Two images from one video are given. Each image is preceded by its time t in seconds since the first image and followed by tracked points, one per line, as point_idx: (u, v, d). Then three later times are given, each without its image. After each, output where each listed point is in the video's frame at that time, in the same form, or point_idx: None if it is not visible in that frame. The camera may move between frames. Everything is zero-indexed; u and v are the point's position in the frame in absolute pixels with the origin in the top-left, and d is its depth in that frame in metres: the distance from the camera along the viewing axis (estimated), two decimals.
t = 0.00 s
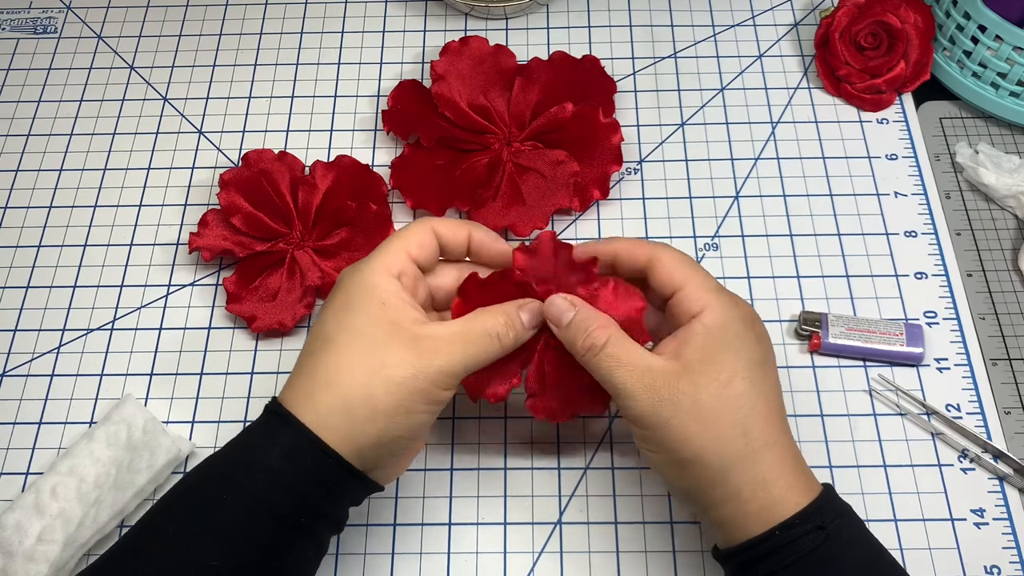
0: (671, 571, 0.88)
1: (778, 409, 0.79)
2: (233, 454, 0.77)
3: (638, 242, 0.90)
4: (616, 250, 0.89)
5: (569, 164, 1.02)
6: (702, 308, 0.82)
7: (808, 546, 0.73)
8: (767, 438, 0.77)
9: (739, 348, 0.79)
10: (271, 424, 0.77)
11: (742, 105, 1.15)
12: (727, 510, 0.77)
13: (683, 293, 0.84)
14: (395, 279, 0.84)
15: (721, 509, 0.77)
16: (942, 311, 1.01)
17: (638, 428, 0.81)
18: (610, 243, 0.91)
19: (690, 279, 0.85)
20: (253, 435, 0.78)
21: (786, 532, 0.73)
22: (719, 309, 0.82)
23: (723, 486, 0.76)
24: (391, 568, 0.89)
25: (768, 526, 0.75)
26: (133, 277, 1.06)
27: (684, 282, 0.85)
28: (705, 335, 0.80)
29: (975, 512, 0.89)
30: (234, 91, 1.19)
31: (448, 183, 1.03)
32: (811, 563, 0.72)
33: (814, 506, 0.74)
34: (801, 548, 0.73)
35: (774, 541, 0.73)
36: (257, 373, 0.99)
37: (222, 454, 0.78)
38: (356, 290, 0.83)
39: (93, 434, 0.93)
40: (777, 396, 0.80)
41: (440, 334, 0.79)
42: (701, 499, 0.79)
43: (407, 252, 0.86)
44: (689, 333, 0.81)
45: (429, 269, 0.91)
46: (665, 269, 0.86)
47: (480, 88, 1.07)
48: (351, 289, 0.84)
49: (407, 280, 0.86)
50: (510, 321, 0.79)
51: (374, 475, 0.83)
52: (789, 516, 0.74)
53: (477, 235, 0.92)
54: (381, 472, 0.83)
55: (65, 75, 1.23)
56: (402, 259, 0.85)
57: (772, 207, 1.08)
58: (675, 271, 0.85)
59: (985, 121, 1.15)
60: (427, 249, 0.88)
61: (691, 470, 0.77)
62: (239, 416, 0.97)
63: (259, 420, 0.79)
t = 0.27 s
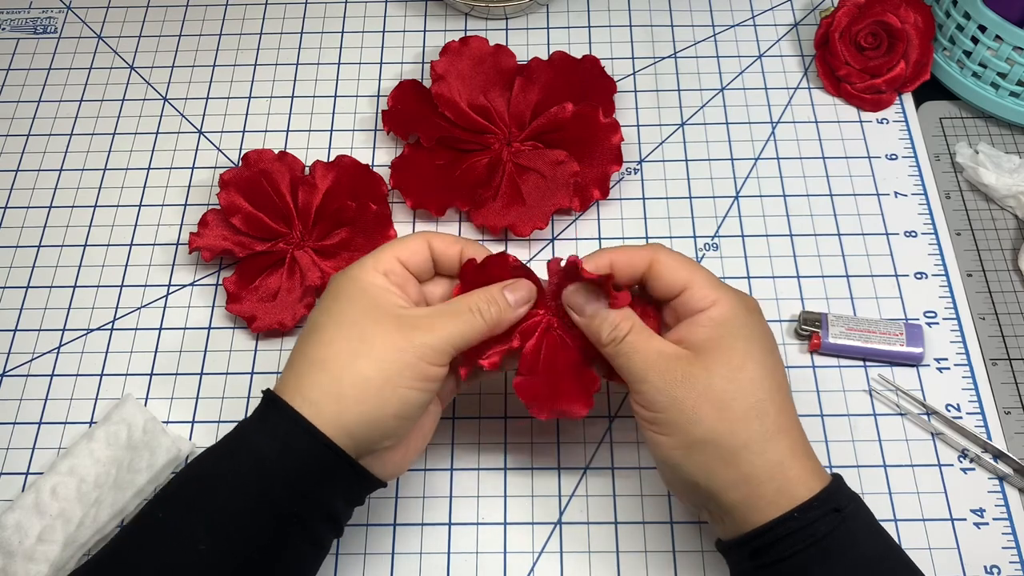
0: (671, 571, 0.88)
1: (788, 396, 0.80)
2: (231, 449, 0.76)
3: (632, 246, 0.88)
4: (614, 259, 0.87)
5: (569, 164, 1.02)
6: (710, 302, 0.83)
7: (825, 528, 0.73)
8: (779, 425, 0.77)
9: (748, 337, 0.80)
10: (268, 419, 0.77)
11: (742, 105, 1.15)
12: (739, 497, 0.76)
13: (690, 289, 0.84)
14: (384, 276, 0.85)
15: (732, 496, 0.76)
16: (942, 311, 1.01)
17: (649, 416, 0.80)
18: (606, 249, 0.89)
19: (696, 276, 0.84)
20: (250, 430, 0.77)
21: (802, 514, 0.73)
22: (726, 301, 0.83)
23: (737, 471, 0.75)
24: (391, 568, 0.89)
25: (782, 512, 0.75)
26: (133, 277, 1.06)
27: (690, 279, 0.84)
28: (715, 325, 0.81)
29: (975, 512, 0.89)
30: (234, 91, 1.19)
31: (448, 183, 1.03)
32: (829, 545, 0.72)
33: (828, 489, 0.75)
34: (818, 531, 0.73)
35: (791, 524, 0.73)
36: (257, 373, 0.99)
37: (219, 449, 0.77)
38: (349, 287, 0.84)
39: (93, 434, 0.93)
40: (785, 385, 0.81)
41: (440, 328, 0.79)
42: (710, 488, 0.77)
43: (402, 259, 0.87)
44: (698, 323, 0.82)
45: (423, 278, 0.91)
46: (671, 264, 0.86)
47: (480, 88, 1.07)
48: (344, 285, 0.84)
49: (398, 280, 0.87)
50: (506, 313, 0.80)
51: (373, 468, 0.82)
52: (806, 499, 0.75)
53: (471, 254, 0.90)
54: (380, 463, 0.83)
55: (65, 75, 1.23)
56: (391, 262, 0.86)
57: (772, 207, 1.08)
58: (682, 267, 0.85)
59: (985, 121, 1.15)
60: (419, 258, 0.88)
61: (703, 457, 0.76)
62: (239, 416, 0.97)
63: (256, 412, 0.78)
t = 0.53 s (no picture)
0: (671, 571, 0.88)
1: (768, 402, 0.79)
2: (240, 462, 0.76)
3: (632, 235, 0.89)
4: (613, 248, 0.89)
5: (569, 164, 1.02)
6: (694, 303, 0.82)
7: (800, 537, 0.72)
8: (757, 434, 0.76)
9: (728, 345, 0.79)
10: (278, 431, 0.77)
11: (742, 105, 1.15)
12: (718, 505, 0.77)
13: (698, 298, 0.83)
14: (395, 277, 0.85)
15: (712, 505, 0.78)
16: (942, 311, 1.01)
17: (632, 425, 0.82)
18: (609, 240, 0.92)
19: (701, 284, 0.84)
20: (259, 443, 0.77)
21: (778, 524, 0.73)
22: (712, 304, 0.82)
23: (713, 480, 0.77)
24: (391, 568, 0.89)
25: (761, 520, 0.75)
26: (133, 277, 1.06)
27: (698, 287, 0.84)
28: (697, 331, 0.80)
29: (975, 512, 0.89)
30: (235, 91, 1.19)
31: (448, 183, 1.03)
32: (803, 554, 0.72)
33: (807, 498, 0.74)
34: (792, 540, 0.72)
35: (766, 532, 0.73)
36: (257, 373, 0.99)
37: (229, 462, 0.77)
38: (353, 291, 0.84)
39: (93, 434, 0.93)
40: (768, 390, 0.80)
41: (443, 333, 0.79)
42: (692, 493, 0.79)
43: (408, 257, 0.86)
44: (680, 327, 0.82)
45: (428, 275, 0.91)
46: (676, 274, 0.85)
47: (480, 88, 1.07)
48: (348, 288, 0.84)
49: (407, 281, 0.86)
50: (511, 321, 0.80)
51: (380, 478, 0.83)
52: (781, 509, 0.74)
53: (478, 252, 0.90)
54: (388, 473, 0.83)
55: (65, 75, 1.23)
56: (402, 262, 0.85)
57: (772, 207, 1.08)
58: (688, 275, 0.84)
59: (985, 121, 1.15)
60: (428, 257, 0.88)
61: (682, 465, 0.78)
62: (239, 416, 0.97)
63: (266, 427, 0.78)
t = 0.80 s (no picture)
0: (670, 571, 0.88)
1: (773, 405, 0.79)
2: (230, 447, 0.77)
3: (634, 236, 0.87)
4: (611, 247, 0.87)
5: (569, 164, 1.02)
6: (700, 308, 0.81)
7: (807, 538, 0.73)
8: (762, 435, 0.76)
9: (734, 348, 0.79)
10: (266, 417, 0.77)
11: (742, 105, 1.15)
12: (722, 505, 0.77)
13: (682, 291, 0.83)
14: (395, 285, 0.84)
15: (716, 505, 0.78)
16: (942, 311, 1.01)
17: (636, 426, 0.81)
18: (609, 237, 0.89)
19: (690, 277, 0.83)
20: (248, 429, 0.78)
21: (784, 524, 0.74)
22: (719, 308, 0.81)
23: (717, 480, 0.76)
24: (391, 568, 0.89)
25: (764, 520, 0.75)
26: (133, 277, 1.06)
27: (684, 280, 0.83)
28: (703, 335, 0.80)
29: (975, 512, 0.89)
30: (235, 91, 1.19)
31: (448, 183, 1.03)
32: (811, 554, 0.73)
33: (812, 498, 0.75)
34: (799, 541, 0.73)
35: (773, 533, 0.74)
36: (257, 373, 0.99)
37: (220, 449, 0.78)
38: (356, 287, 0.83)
39: (93, 434, 0.93)
40: (772, 391, 0.79)
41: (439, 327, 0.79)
42: (694, 493, 0.79)
43: (411, 267, 0.85)
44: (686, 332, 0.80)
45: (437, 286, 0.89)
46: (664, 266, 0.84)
47: (480, 88, 1.07)
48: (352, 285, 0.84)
49: (406, 287, 0.85)
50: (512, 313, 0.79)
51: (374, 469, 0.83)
52: (787, 509, 0.75)
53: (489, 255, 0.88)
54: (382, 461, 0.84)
55: (65, 75, 1.23)
56: (402, 271, 0.84)
57: (772, 207, 1.08)
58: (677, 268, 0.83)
59: (985, 121, 1.15)
60: (433, 269, 0.86)
61: (686, 466, 0.78)
62: (239, 416, 0.97)
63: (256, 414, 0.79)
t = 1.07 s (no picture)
0: (671, 571, 0.88)
1: (775, 400, 0.79)
2: (232, 444, 0.77)
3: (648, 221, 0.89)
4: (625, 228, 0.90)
5: (569, 164, 1.02)
6: (703, 295, 0.82)
7: (809, 531, 0.73)
8: (764, 426, 0.76)
9: (737, 338, 0.79)
10: (268, 414, 0.77)
11: (742, 105, 1.15)
12: (725, 501, 0.77)
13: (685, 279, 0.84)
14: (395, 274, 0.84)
15: (717, 500, 0.77)
16: (942, 311, 1.01)
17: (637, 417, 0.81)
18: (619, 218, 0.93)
19: (693, 266, 0.84)
20: (251, 427, 0.78)
21: (786, 517, 0.73)
22: (721, 298, 0.82)
23: (718, 473, 0.76)
24: (391, 567, 0.89)
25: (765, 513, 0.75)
26: (133, 277, 1.06)
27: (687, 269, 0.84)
28: (705, 326, 0.80)
29: (975, 512, 0.89)
30: (235, 91, 1.19)
31: (448, 183, 1.03)
32: (812, 547, 0.72)
33: (814, 491, 0.75)
34: (801, 534, 0.73)
35: (775, 525, 0.73)
36: (257, 373, 0.99)
37: (222, 446, 0.78)
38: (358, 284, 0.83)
39: (93, 433, 0.93)
40: (774, 384, 0.80)
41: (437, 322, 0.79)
42: (695, 486, 0.79)
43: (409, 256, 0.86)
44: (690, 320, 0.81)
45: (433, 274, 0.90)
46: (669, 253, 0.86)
47: (480, 88, 1.07)
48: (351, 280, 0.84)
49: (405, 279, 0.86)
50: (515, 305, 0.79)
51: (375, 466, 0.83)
52: (789, 502, 0.74)
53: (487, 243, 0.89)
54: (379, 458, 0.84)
55: (65, 75, 1.23)
56: (401, 259, 0.85)
57: (772, 207, 1.08)
58: (679, 255, 0.85)
59: (985, 121, 1.15)
60: (432, 254, 0.87)
61: (688, 458, 0.78)
62: (239, 416, 0.97)
63: (258, 411, 0.79)
